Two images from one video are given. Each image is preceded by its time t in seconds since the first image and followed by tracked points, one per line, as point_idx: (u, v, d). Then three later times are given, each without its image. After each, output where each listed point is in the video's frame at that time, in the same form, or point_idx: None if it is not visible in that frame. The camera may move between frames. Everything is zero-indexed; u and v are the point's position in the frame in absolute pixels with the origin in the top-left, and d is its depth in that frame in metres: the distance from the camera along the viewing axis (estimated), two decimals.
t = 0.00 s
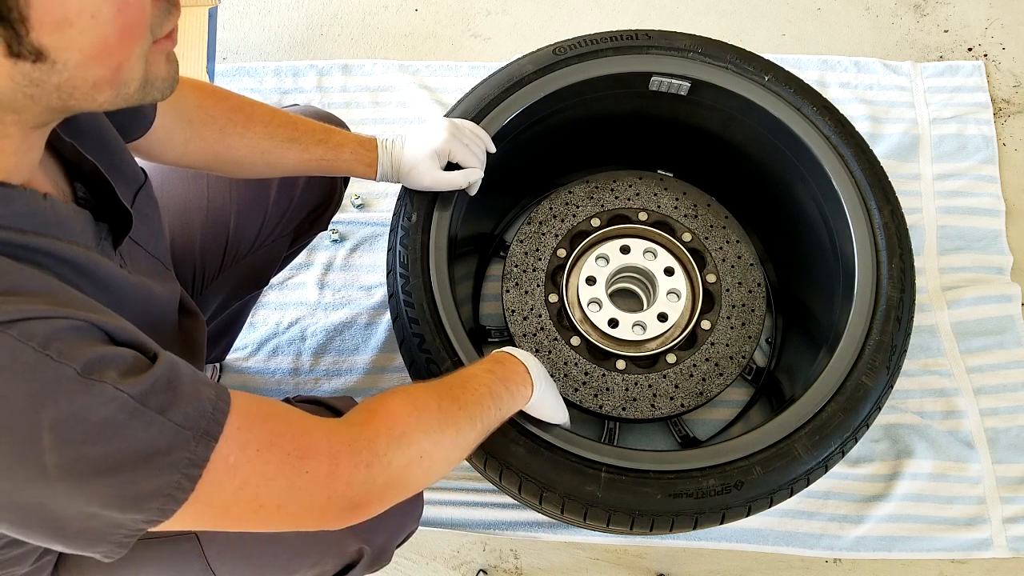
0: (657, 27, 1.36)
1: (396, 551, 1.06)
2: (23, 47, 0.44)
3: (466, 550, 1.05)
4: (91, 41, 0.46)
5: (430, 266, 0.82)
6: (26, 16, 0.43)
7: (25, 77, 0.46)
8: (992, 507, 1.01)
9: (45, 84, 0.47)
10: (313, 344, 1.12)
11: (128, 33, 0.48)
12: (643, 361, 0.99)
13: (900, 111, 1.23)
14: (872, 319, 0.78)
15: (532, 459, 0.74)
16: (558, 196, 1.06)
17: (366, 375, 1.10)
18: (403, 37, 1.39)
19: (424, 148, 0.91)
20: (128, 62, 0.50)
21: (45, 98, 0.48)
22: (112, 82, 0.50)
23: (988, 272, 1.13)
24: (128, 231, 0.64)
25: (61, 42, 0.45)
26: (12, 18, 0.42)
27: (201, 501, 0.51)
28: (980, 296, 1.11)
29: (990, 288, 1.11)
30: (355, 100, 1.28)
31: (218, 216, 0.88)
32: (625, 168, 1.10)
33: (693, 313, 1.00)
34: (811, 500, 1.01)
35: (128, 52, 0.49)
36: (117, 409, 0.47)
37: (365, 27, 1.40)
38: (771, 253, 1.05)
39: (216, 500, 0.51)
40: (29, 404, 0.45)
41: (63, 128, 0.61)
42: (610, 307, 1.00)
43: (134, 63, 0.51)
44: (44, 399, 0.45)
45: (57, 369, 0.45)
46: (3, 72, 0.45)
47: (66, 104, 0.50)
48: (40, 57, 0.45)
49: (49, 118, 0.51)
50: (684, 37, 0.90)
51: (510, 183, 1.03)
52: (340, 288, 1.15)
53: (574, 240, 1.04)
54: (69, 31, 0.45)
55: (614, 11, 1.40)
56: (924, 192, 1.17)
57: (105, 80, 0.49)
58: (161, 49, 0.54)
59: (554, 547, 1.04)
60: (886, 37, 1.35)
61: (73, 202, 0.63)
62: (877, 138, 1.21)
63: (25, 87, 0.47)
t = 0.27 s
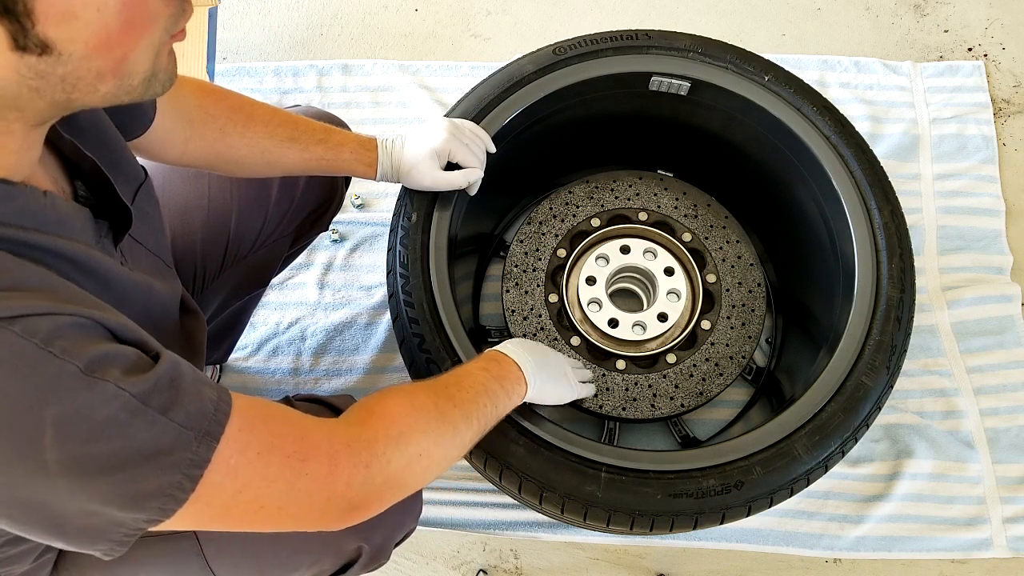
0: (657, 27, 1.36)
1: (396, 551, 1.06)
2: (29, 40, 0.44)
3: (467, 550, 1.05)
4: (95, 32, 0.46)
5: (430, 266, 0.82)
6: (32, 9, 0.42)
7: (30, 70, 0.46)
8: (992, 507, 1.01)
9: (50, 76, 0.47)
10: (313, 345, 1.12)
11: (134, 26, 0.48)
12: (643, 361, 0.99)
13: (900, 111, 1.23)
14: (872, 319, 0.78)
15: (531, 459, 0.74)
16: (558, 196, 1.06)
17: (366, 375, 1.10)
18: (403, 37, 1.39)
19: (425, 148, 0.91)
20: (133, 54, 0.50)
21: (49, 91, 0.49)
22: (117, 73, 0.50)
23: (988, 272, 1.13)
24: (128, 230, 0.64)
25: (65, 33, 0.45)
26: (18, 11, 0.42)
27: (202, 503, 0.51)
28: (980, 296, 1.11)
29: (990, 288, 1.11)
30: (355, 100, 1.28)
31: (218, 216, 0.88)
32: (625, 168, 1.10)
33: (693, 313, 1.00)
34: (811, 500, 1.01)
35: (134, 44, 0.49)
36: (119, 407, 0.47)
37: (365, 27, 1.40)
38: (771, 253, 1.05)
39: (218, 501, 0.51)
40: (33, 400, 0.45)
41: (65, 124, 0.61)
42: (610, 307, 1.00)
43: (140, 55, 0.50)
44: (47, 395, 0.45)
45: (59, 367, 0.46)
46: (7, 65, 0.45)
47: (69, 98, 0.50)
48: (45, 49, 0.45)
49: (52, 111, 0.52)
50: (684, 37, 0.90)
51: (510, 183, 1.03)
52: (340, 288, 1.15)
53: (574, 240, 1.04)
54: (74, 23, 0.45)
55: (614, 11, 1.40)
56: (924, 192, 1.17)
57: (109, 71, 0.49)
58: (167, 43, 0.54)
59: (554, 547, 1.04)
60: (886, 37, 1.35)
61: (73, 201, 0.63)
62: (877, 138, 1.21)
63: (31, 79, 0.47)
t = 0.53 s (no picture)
0: (657, 27, 1.36)
1: (396, 552, 1.06)
2: (66, 48, 0.44)
3: (467, 550, 1.05)
4: (128, 43, 0.47)
5: (430, 265, 0.82)
6: (73, 16, 0.43)
7: (61, 77, 0.46)
8: (992, 507, 1.01)
9: (79, 83, 0.47)
10: (313, 344, 1.12)
11: (160, 39, 0.49)
12: (643, 360, 0.99)
13: (900, 111, 1.23)
14: (872, 319, 0.78)
15: (531, 458, 0.74)
16: (558, 196, 1.06)
17: (366, 375, 1.10)
18: (403, 37, 1.39)
19: (425, 147, 0.91)
20: (155, 66, 0.51)
21: (75, 98, 0.48)
22: (137, 85, 0.50)
23: (988, 272, 1.13)
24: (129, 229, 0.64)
25: (100, 43, 0.45)
26: (58, 18, 0.43)
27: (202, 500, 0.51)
28: (980, 296, 1.11)
29: (990, 288, 1.11)
30: (355, 100, 1.28)
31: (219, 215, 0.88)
32: (625, 168, 1.10)
33: (693, 312, 1.00)
34: (811, 500, 1.01)
35: (159, 56, 0.50)
36: (120, 408, 0.47)
37: (365, 27, 1.40)
38: (771, 253, 1.05)
39: (218, 498, 0.51)
40: (34, 401, 0.45)
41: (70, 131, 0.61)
42: (610, 307, 1.00)
43: (161, 67, 0.51)
44: (48, 397, 0.45)
45: (60, 367, 0.46)
46: (39, 72, 0.45)
47: (89, 106, 0.50)
48: (80, 57, 0.45)
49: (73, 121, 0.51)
50: (684, 37, 0.90)
51: (510, 183, 1.03)
52: (340, 288, 1.15)
53: (573, 240, 1.04)
54: (110, 33, 0.45)
55: (613, 11, 1.40)
56: (924, 192, 1.17)
57: (133, 81, 0.50)
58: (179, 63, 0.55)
59: (553, 547, 1.04)
60: (886, 37, 1.35)
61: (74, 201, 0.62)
62: (877, 138, 1.21)
63: (59, 87, 0.47)
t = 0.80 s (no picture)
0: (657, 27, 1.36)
1: (396, 551, 1.06)
2: (65, 36, 0.44)
3: (467, 550, 1.05)
4: (130, 34, 0.47)
5: (430, 266, 0.82)
6: (71, 6, 0.43)
7: (62, 66, 0.46)
8: (992, 507, 1.01)
9: (80, 75, 0.47)
10: (313, 344, 1.12)
11: (166, 30, 0.49)
12: (643, 360, 0.99)
13: (900, 110, 1.23)
14: (872, 319, 0.78)
15: (531, 459, 0.74)
16: (558, 196, 1.06)
17: (366, 375, 1.10)
18: (403, 37, 1.39)
19: (426, 147, 0.91)
20: (162, 58, 0.51)
21: (79, 89, 0.49)
22: (145, 78, 0.51)
23: (988, 272, 1.13)
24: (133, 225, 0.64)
25: (101, 32, 0.45)
26: (57, 7, 0.42)
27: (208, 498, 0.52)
28: (980, 296, 1.11)
29: (990, 288, 1.11)
30: (355, 100, 1.28)
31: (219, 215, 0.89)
32: (625, 168, 1.10)
33: (693, 312, 1.00)
34: (811, 500, 1.01)
35: (163, 48, 0.50)
36: (137, 404, 0.47)
37: (365, 27, 1.40)
38: (771, 253, 1.05)
39: (222, 497, 0.52)
40: (52, 397, 0.45)
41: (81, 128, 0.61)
42: (610, 307, 1.00)
43: (168, 59, 0.51)
44: (67, 390, 0.45)
45: (82, 361, 0.46)
46: (39, 59, 0.45)
47: (98, 97, 0.50)
48: (79, 47, 0.45)
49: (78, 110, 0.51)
50: (684, 37, 0.90)
51: (510, 183, 1.03)
52: (340, 288, 1.15)
53: (574, 240, 1.04)
54: (110, 22, 0.45)
55: (613, 11, 1.40)
56: (924, 192, 1.17)
57: (139, 74, 0.50)
58: (190, 54, 0.55)
59: (554, 547, 1.04)
60: (886, 37, 1.35)
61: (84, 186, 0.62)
62: (877, 138, 1.21)
63: (62, 76, 0.47)
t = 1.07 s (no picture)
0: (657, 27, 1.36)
1: (396, 551, 1.06)
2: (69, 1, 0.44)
3: (466, 550, 1.05)
4: None
5: (430, 267, 0.82)
6: None
7: (69, 32, 0.46)
8: (993, 507, 1.01)
9: (89, 41, 0.48)
10: (313, 344, 1.12)
11: None
12: (643, 360, 0.99)
13: (900, 111, 1.23)
14: (872, 319, 0.78)
15: (532, 459, 0.73)
16: (558, 196, 1.06)
17: (366, 375, 1.10)
18: (403, 37, 1.39)
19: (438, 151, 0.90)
20: (166, 22, 0.51)
21: (87, 55, 0.49)
22: (149, 41, 0.51)
23: (988, 272, 1.13)
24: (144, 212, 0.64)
25: None
26: None
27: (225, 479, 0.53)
28: (981, 296, 1.11)
29: (990, 288, 1.11)
30: (355, 100, 1.28)
31: (223, 232, 0.89)
32: (624, 168, 1.10)
33: (693, 312, 1.00)
34: (811, 500, 1.02)
35: (167, 8, 0.50)
36: (168, 374, 0.48)
37: (366, 27, 1.40)
38: (771, 253, 1.05)
39: (237, 479, 0.53)
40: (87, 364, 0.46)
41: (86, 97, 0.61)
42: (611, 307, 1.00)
43: (172, 22, 0.52)
44: (102, 354, 0.46)
45: (117, 328, 0.47)
46: (47, 27, 0.45)
47: (105, 63, 0.50)
48: (85, 12, 0.46)
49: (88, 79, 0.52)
50: (684, 37, 0.90)
51: (510, 183, 1.03)
52: (340, 288, 1.15)
53: (574, 240, 1.04)
54: None
55: (614, 11, 1.40)
56: (924, 192, 1.17)
57: (144, 37, 0.50)
58: (188, 47, 0.55)
59: (554, 547, 1.04)
60: (886, 37, 1.35)
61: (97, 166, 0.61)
62: (877, 138, 1.21)
63: (70, 43, 0.47)
